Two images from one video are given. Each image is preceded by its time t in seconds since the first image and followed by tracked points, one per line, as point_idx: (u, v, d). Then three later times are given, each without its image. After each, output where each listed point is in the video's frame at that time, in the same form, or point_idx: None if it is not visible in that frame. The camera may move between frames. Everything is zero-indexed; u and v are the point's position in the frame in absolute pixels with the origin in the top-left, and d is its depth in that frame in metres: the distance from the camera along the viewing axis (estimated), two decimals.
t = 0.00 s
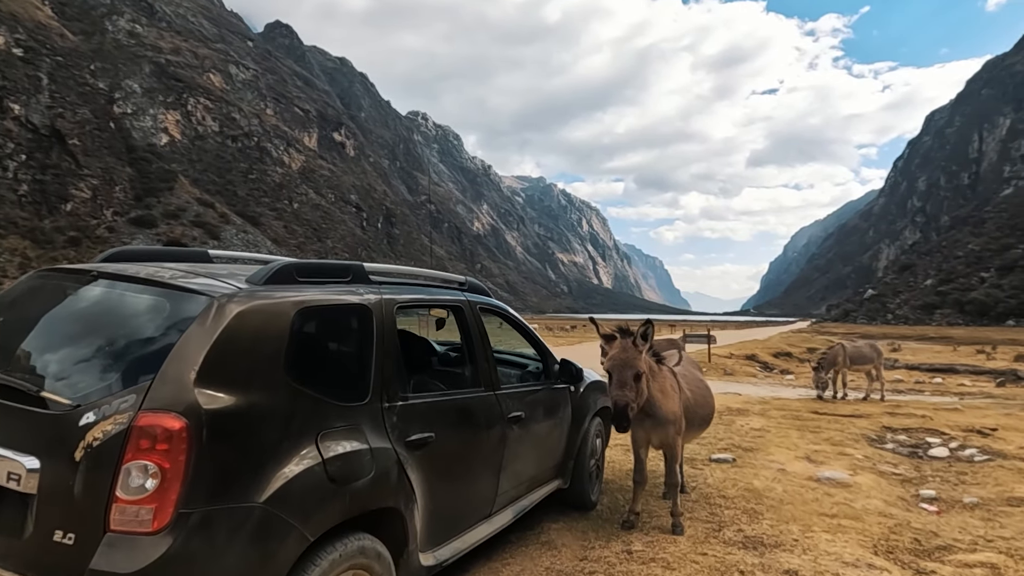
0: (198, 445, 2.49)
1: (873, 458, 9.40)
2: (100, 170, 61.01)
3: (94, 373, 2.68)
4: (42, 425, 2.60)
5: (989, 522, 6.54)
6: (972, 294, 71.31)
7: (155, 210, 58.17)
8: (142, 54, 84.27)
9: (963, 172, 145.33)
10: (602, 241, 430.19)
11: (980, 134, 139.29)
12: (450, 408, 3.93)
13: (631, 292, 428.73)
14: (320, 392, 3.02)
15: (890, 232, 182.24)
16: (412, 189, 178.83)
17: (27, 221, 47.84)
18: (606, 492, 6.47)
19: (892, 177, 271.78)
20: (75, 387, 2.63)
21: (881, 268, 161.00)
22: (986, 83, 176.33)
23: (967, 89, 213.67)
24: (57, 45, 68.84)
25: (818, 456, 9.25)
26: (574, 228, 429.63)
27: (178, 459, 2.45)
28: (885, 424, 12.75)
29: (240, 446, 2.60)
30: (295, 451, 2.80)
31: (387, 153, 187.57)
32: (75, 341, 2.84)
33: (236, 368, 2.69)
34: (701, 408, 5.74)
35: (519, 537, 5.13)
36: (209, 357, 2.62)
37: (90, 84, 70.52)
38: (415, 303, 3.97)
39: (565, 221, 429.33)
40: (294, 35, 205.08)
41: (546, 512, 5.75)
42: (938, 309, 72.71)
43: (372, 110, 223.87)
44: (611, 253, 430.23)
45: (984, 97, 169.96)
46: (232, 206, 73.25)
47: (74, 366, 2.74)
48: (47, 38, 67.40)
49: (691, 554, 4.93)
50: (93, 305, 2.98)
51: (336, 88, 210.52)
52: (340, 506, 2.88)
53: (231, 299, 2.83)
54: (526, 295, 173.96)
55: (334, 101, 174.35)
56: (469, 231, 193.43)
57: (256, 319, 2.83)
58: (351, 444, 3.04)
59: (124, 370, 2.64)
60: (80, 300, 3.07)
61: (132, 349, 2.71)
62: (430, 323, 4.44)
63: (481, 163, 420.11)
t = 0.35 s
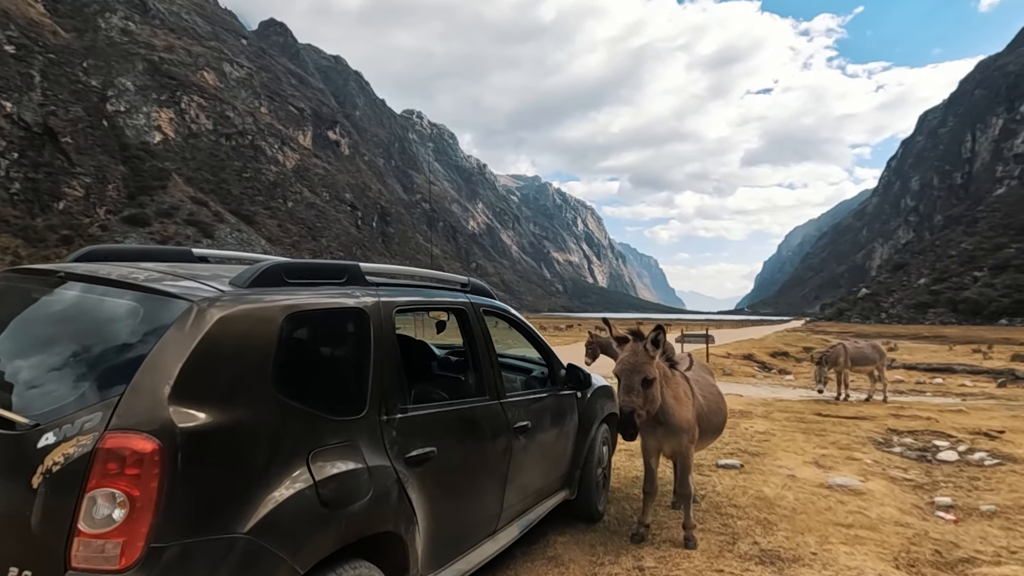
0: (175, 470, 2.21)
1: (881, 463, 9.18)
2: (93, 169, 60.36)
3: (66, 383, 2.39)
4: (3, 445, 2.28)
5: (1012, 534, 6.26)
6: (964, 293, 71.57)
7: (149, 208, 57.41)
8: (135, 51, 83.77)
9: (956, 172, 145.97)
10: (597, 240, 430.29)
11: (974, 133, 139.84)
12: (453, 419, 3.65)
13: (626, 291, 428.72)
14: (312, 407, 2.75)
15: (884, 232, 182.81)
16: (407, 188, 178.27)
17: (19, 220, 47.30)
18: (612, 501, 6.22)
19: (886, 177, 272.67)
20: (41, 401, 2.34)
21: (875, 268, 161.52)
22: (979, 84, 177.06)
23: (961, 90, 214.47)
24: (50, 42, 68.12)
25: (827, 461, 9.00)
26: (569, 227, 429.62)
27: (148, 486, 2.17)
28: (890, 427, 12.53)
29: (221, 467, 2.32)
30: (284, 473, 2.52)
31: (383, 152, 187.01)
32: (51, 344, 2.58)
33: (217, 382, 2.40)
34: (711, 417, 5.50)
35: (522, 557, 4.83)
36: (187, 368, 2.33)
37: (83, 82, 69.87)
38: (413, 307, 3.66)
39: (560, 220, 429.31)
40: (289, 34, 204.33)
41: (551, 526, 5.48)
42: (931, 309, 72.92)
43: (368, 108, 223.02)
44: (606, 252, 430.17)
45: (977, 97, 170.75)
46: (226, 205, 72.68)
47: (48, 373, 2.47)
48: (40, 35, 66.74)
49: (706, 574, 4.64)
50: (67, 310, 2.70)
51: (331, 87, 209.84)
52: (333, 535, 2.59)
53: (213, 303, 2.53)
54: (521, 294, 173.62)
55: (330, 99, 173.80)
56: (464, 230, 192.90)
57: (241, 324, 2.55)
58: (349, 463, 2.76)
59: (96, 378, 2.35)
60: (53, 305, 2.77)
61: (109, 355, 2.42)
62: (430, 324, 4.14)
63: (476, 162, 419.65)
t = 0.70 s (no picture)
0: (118, 495, 1.88)
1: (887, 464, 8.92)
2: (84, 167, 59.49)
3: (8, 382, 2.05)
4: None
5: None
6: (956, 292, 71.73)
7: (140, 207, 56.59)
8: (126, 49, 82.88)
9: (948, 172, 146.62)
10: (590, 239, 430.27)
11: (964, 133, 140.50)
12: (446, 424, 3.32)
13: (619, 290, 428.73)
14: (285, 414, 2.41)
15: (875, 231, 183.47)
16: (400, 187, 177.63)
17: (7, 218, 46.46)
18: (614, 508, 5.92)
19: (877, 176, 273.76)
20: None
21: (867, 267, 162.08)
22: (970, 84, 177.94)
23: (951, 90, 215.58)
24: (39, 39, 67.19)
25: (833, 462, 8.73)
26: (563, 226, 429.49)
27: (84, 510, 1.82)
28: (893, 426, 12.30)
29: (176, 488, 1.99)
30: (248, 491, 2.19)
31: (375, 150, 186.09)
32: None
33: (170, 392, 2.07)
34: (719, 420, 5.22)
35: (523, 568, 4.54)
36: (134, 372, 2.00)
37: (73, 79, 69.03)
38: (401, 301, 3.34)
39: (554, 219, 429.10)
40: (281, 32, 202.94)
41: (551, 534, 5.19)
42: (923, 307, 73.00)
43: (361, 107, 221.92)
44: (599, 252, 430.21)
45: (967, 98, 171.75)
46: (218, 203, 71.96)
47: None
48: (29, 32, 65.88)
49: None
50: (16, 303, 2.37)
51: (324, 85, 208.79)
52: (312, 560, 2.26)
53: (168, 294, 2.21)
54: (515, 293, 173.17)
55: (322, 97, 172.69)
56: (457, 229, 192.29)
57: (199, 320, 2.21)
58: (327, 476, 2.45)
59: (39, 378, 2.02)
60: None
61: (57, 352, 2.09)
62: (422, 322, 3.82)
63: (470, 161, 418.75)
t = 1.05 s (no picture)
0: (22, 533, 1.57)
1: (890, 469, 8.68)
2: (72, 165, 58.52)
3: None
4: None
5: None
6: (945, 291, 72.05)
7: (130, 206, 55.75)
8: (115, 46, 81.88)
9: (937, 172, 147.43)
10: (583, 238, 430.40)
11: (954, 134, 141.28)
12: (427, 439, 3.02)
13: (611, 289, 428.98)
14: (234, 434, 2.10)
15: (866, 230, 184.32)
16: (392, 186, 176.87)
17: None
18: (609, 519, 5.64)
19: (867, 176, 275.18)
20: None
21: (857, 266, 162.90)
22: (959, 85, 179.13)
23: (941, 90, 216.92)
24: (27, 36, 66.25)
25: (833, 468, 8.48)
26: (555, 225, 429.55)
27: None
28: (892, 428, 12.07)
29: (89, 523, 1.67)
30: (191, 525, 1.88)
31: (367, 148, 185.15)
32: None
33: (90, 408, 1.75)
34: (719, 426, 4.95)
35: None
36: (48, 382, 1.69)
37: (61, 76, 68.08)
38: (378, 303, 3.05)
39: (547, 219, 428.97)
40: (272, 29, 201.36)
41: (544, 548, 4.90)
42: (913, 306, 73.30)
43: (353, 105, 220.70)
44: (591, 251, 430.30)
45: (956, 99, 172.92)
46: (208, 201, 71.17)
47: None
48: (16, 29, 64.89)
49: None
50: None
51: (316, 84, 207.57)
52: None
53: (100, 298, 1.91)
54: (507, 292, 172.82)
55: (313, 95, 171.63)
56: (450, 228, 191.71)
57: (124, 329, 1.88)
58: (287, 500, 2.16)
59: None
60: None
61: None
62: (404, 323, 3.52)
63: (462, 160, 417.66)
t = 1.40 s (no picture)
0: None
1: (890, 471, 8.43)
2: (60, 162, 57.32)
3: None
4: None
5: None
6: (934, 289, 72.37)
7: (118, 204, 54.81)
8: (103, 43, 80.72)
9: (925, 171, 148.27)
10: (574, 237, 430.27)
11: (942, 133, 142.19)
12: (403, 448, 2.70)
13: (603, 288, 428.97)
14: (164, 448, 1.79)
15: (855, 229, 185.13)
16: (383, 184, 175.99)
17: None
18: (603, 527, 5.35)
19: (857, 175, 276.57)
20: None
21: (846, 265, 163.56)
22: (947, 85, 180.32)
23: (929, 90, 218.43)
24: (13, 32, 65.14)
25: (832, 470, 8.21)
26: (547, 224, 429.34)
27: None
28: (889, 428, 11.85)
29: None
30: (111, 559, 1.57)
31: (358, 146, 184.05)
32: None
33: None
34: (720, 429, 4.66)
35: None
36: None
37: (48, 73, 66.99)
38: (350, 297, 2.74)
39: (538, 217, 428.43)
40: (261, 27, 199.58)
41: (534, 559, 4.61)
42: (902, 304, 73.50)
43: (343, 103, 219.32)
44: (583, 250, 430.26)
45: (944, 99, 174.12)
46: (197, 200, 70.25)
47: None
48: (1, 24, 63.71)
49: None
50: None
51: (306, 82, 206.08)
52: None
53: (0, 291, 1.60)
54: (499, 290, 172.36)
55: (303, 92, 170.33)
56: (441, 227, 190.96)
57: (18, 327, 1.55)
58: (233, 525, 1.85)
59: None
60: None
61: None
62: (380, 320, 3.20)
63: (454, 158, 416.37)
